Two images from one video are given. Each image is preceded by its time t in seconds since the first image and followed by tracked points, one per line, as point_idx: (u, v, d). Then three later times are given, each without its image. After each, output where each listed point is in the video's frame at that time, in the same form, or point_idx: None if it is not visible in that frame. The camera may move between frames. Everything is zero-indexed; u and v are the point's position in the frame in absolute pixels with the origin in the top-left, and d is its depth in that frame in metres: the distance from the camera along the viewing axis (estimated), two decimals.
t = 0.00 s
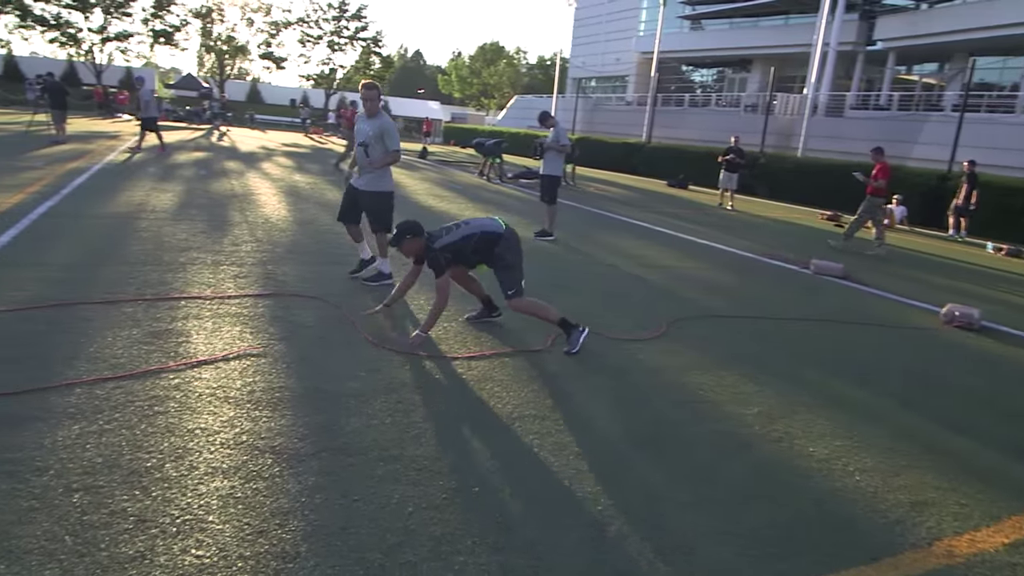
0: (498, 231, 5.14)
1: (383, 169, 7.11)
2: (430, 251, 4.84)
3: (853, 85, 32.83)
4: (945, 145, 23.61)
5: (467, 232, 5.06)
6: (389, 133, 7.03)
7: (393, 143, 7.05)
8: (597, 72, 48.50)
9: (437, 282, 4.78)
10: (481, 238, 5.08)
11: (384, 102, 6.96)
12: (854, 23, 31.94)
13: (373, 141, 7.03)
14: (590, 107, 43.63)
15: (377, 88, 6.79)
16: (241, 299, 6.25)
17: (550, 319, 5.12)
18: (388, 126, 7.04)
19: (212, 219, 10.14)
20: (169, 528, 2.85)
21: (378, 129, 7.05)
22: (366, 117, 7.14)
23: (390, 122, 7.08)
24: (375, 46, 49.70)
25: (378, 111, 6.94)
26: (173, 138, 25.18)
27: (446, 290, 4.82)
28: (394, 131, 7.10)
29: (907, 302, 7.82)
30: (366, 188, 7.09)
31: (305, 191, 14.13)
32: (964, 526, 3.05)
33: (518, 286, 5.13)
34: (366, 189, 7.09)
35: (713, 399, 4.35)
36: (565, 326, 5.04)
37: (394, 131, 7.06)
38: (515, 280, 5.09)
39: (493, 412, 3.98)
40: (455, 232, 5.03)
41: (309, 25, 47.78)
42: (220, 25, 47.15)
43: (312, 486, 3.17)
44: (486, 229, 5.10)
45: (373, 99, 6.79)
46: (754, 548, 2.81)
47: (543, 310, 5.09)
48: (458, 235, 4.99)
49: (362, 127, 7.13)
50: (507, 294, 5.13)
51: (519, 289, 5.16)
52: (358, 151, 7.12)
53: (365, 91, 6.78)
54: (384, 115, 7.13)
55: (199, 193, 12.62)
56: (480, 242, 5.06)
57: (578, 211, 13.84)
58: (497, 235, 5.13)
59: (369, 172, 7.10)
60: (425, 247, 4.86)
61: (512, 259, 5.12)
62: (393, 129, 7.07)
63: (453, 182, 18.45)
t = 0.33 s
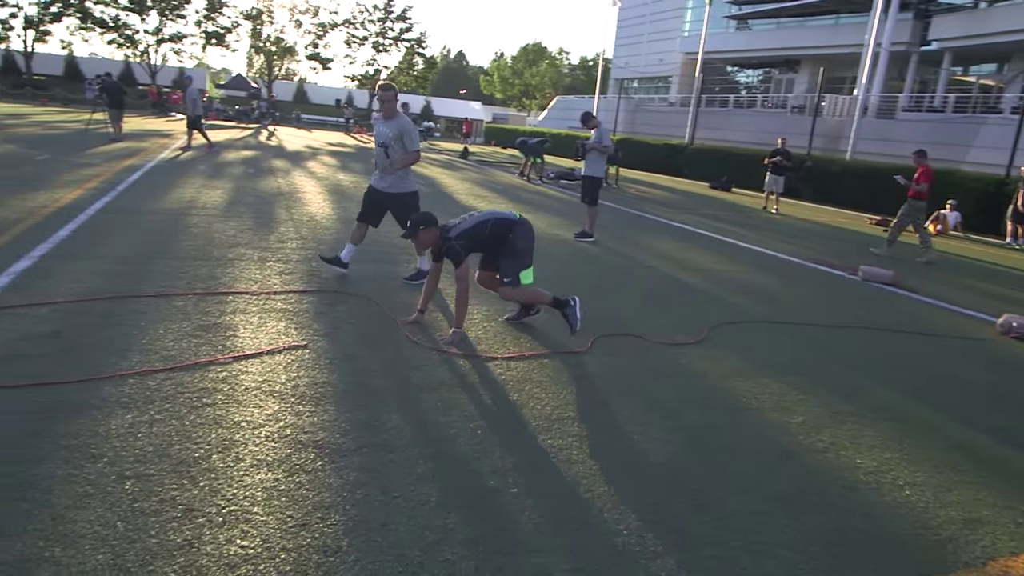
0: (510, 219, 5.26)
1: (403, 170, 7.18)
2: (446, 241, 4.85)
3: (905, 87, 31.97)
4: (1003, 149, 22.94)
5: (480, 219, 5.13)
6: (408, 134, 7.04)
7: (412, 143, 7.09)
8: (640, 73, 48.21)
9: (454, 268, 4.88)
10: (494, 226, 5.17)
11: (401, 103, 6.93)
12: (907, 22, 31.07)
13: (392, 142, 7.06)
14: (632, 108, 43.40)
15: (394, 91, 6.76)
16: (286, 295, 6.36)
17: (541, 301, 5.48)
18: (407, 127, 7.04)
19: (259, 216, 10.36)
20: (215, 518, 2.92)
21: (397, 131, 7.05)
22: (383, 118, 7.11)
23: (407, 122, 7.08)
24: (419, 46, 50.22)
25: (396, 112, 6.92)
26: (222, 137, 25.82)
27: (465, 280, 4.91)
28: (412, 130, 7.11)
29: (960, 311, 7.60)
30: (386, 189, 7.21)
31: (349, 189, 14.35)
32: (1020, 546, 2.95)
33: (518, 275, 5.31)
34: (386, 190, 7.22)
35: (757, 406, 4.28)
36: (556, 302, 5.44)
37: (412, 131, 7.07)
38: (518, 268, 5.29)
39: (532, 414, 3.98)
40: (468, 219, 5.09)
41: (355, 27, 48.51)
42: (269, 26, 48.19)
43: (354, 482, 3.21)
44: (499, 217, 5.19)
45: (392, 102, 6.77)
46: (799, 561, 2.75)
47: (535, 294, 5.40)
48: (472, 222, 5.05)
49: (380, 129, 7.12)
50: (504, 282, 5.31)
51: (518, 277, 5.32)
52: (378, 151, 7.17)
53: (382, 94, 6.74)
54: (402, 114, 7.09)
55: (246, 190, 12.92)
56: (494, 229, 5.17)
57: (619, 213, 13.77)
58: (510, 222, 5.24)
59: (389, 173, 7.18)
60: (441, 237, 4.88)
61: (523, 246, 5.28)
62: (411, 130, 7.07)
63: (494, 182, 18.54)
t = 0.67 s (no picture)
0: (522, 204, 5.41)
1: (411, 168, 7.21)
2: (458, 222, 5.11)
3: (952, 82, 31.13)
4: None
5: (492, 200, 5.30)
6: (415, 131, 7.08)
7: (420, 141, 7.12)
8: (676, 69, 47.74)
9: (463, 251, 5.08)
10: (506, 209, 5.33)
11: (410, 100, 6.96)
12: (956, 16, 30.21)
13: (400, 139, 7.09)
14: (668, 104, 43.02)
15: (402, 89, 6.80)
16: (322, 289, 6.45)
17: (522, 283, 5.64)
18: (415, 124, 7.08)
19: (296, 210, 10.51)
20: (253, 507, 2.97)
21: (405, 129, 7.08)
22: (391, 116, 7.14)
23: (416, 120, 7.11)
24: (455, 43, 50.38)
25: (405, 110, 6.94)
26: (260, 133, 26.21)
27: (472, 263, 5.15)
28: (421, 129, 7.14)
29: (1006, 314, 7.38)
30: (394, 187, 7.25)
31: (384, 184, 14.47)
32: None
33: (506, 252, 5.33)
34: (394, 188, 7.26)
35: (795, 409, 4.22)
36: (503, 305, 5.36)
37: (420, 129, 7.10)
38: (509, 246, 5.33)
39: (564, 411, 3.97)
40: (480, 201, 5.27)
41: (391, 23, 48.88)
42: (307, 23, 48.78)
43: (389, 476, 3.24)
44: (511, 201, 5.37)
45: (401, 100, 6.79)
46: (836, 568, 2.71)
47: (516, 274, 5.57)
48: (483, 204, 5.23)
49: (389, 127, 7.15)
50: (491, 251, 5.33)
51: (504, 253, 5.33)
52: (385, 148, 7.19)
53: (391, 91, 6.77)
54: (410, 112, 7.14)
55: (284, 185, 13.11)
56: (506, 211, 5.32)
57: (653, 210, 13.67)
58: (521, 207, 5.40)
59: (397, 170, 7.21)
60: (452, 220, 5.14)
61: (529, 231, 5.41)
62: (419, 127, 7.10)
63: (528, 178, 18.54)
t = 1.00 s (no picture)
0: (523, 210, 5.37)
1: (418, 154, 7.19)
2: (458, 220, 4.95)
3: (997, 76, 30.34)
4: None
5: (495, 202, 5.20)
6: (422, 116, 7.12)
7: (427, 127, 7.12)
8: (710, 62, 47.19)
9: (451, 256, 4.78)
10: (509, 213, 5.25)
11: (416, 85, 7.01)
12: (1003, 8, 29.42)
13: (406, 123, 7.14)
14: (701, 98, 42.56)
15: (408, 70, 6.87)
16: (354, 281, 6.49)
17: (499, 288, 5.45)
18: (422, 109, 7.14)
19: (329, 202, 10.62)
20: (286, 496, 3.01)
21: (412, 114, 7.15)
22: (399, 102, 7.23)
23: (423, 106, 7.17)
24: (487, 36, 50.42)
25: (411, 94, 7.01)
26: (294, 125, 26.52)
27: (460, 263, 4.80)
28: (428, 115, 7.17)
29: None
30: (400, 173, 7.20)
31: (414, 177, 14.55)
32: None
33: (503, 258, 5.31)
34: (400, 174, 7.20)
35: (830, 410, 4.15)
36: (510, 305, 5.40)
37: (427, 115, 7.13)
38: (507, 252, 5.28)
39: (595, 409, 3.95)
40: (484, 200, 5.15)
41: (423, 16, 49.08)
42: (341, 16, 49.19)
43: (418, 467, 3.26)
44: (515, 205, 5.28)
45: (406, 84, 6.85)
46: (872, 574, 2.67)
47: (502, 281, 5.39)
48: (487, 206, 5.11)
49: (396, 113, 7.23)
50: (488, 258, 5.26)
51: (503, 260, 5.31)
52: (392, 134, 7.25)
53: (397, 73, 6.88)
54: (418, 99, 7.22)
55: (317, 177, 13.25)
56: (509, 215, 5.24)
57: (685, 205, 13.53)
58: (523, 213, 5.36)
59: (403, 156, 7.19)
60: (452, 216, 4.96)
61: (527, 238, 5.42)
62: (426, 113, 7.14)
63: (559, 172, 18.49)
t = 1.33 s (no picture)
0: (517, 213, 5.20)
1: (429, 143, 7.15)
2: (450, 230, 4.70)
3: None
4: None
5: (490, 209, 5.01)
6: (433, 104, 7.13)
7: (437, 115, 7.15)
8: (746, 57, 46.53)
9: (434, 259, 4.62)
10: (503, 219, 5.08)
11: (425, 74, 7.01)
12: None
13: (416, 112, 7.16)
14: (737, 93, 42.00)
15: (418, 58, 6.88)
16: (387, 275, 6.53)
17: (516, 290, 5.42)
18: (432, 97, 7.14)
19: (362, 197, 10.69)
20: (319, 488, 3.05)
21: (422, 102, 7.16)
22: (409, 91, 7.25)
23: (433, 94, 7.17)
24: (520, 30, 50.37)
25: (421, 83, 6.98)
26: (328, 120, 26.76)
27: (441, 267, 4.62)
28: (438, 104, 7.19)
29: None
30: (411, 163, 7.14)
31: (446, 172, 14.58)
32: None
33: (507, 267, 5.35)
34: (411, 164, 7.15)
35: (868, 415, 4.06)
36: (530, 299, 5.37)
37: (437, 103, 7.15)
38: (509, 261, 5.28)
39: (628, 407, 3.92)
40: (478, 207, 4.93)
41: (457, 12, 49.22)
42: (375, 12, 49.56)
43: (448, 463, 3.27)
44: (510, 210, 5.11)
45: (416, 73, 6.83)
46: None
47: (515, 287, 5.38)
48: (480, 215, 4.89)
49: (406, 101, 7.26)
50: (492, 270, 5.30)
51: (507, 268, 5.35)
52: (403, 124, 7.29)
53: (407, 61, 6.89)
54: (428, 88, 7.24)
55: (350, 171, 13.35)
56: (502, 221, 5.08)
57: (720, 202, 13.36)
58: (517, 217, 5.20)
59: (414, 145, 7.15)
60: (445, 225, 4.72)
61: (521, 242, 5.30)
62: (437, 102, 7.15)
63: (591, 168, 18.40)
